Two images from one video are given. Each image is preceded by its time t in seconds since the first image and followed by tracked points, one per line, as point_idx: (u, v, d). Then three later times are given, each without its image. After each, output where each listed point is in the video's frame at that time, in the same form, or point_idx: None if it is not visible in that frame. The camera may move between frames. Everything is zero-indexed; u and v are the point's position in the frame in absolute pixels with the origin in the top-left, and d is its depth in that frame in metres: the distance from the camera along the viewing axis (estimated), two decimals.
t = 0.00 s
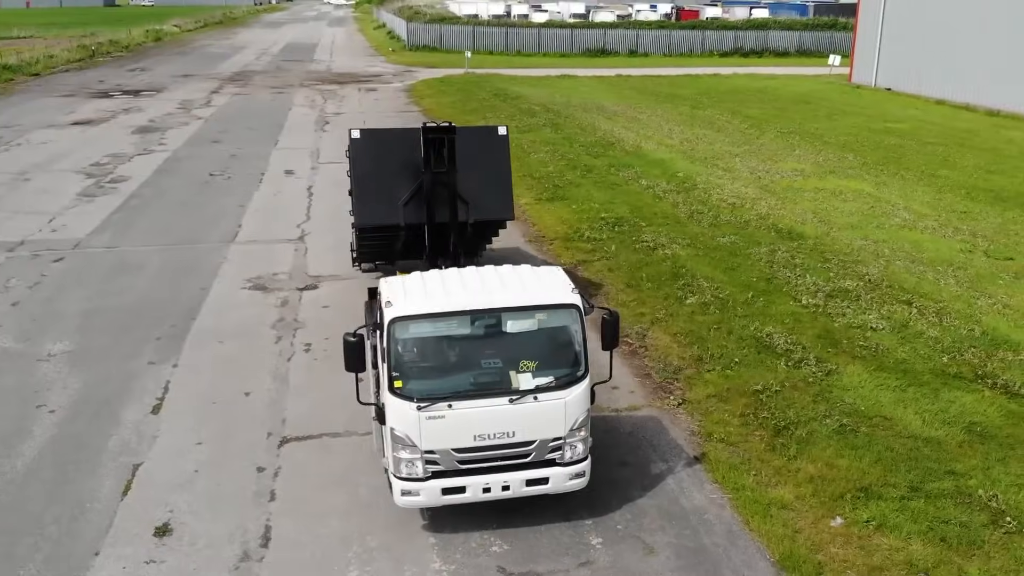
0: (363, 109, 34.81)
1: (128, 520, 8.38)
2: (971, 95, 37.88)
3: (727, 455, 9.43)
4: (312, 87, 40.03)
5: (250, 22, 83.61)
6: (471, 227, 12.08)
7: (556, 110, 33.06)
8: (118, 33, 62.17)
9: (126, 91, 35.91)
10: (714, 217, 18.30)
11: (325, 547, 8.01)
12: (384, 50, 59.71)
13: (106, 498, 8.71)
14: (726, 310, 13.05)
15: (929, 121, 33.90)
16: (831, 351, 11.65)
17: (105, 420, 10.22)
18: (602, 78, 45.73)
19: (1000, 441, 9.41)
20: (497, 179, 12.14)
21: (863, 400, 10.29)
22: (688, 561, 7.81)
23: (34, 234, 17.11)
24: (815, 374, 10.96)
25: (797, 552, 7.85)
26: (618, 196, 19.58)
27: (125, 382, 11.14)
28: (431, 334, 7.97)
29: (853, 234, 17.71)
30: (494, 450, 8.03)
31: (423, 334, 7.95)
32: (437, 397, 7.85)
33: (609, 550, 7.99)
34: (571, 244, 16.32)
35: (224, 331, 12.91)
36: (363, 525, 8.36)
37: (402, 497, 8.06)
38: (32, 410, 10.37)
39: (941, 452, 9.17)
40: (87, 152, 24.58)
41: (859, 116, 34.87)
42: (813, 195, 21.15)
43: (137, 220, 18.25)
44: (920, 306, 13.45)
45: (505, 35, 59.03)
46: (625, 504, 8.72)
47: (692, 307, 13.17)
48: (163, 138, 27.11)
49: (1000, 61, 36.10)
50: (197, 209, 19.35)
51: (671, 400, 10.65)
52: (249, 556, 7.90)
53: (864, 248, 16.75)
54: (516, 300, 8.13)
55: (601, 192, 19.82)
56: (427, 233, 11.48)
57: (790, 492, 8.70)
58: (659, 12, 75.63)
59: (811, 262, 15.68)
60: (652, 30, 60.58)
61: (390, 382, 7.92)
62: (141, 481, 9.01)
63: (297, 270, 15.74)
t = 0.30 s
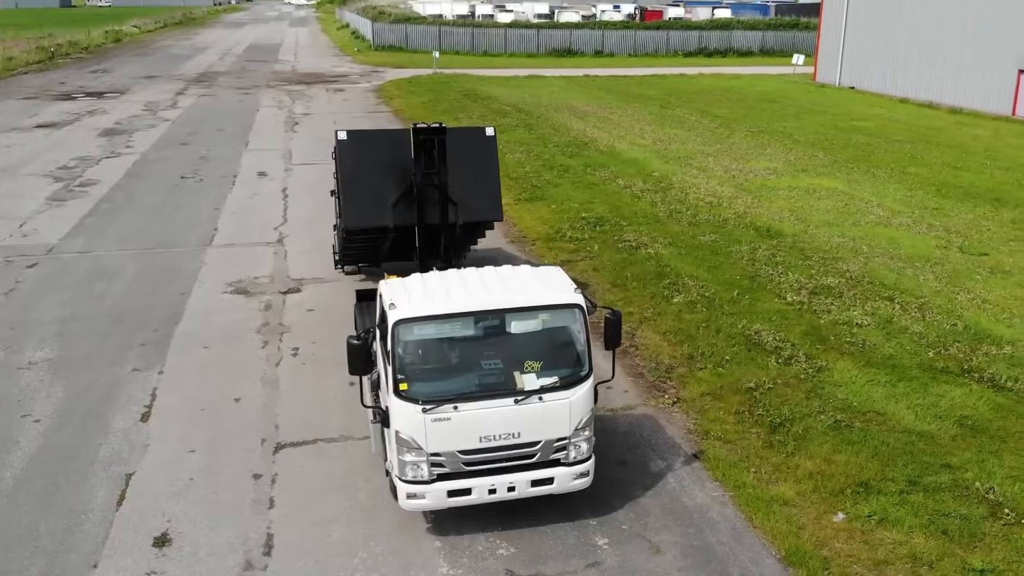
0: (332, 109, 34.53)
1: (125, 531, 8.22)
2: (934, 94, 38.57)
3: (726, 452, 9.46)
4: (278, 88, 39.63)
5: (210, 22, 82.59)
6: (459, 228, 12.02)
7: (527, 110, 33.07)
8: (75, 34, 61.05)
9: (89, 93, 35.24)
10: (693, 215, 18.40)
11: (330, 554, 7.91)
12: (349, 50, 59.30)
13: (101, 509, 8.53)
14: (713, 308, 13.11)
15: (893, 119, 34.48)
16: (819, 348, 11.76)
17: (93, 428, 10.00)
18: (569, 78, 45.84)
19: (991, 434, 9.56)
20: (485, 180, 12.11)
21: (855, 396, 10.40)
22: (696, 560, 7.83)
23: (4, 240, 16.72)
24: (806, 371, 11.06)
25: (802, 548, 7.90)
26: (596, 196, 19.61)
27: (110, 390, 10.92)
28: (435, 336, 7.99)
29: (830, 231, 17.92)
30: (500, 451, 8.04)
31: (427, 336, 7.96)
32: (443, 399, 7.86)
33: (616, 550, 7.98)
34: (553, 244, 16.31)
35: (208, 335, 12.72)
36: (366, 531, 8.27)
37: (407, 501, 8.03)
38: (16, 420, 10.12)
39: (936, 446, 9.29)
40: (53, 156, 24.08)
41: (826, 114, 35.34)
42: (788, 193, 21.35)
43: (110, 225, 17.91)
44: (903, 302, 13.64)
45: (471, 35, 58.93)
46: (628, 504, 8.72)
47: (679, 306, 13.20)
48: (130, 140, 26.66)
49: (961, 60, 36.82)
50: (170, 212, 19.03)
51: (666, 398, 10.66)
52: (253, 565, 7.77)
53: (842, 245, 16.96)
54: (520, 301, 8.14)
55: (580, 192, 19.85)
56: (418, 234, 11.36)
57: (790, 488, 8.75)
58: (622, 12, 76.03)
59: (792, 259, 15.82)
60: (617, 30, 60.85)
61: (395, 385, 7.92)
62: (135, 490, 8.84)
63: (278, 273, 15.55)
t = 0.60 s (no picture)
0: (300, 110, 34.13)
1: (118, 544, 8.01)
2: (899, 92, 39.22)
3: (722, 452, 9.46)
4: (244, 89, 39.12)
5: (170, 23, 81.39)
6: (448, 230, 11.94)
7: (498, 111, 33.03)
8: (31, 35, 59.75)
9: (50, 95, 34.52)
10: (672, 214, 18.43)
11: (332, 564, 7.78)
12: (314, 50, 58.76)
13: (92, 522, 8.31)
14: (699, 308, 13.12)
15: (859, 117, 34.97)
16: (807, 346, 11.83)
17: (77, 439, 9.75)
18: (537, 78, 45.86)
19: (982, 429, 9.66)
20: (473, 181, 12.01)
21: (846, 393, 10.47)
22: (701, 561, 7.81)
23: None
24: (796, 369, 11.11)
25: (806, 547, 7.91)
26: (574, 196, 19.59)
27: (93, 400, 10.67)
28: (437, 339, 7.92)
29: (808, 229, 18.08)
30: (503, 454, 8.01)
31: (429, 340, 7.90)
32: (446, 403, 7.81)
33: (621, 553, 7.93)
34: (535, 245, 16.28)
35: (190, 342, 12.48)
36: (368, 540, 8.15)
37: (410, 506, 7.97)
38: None
39: (930, 442, 9.37)
40: (17, 160, 23.53)
41: (793, 113, 35.72)
42: (763, 191, 21.46)
43: (81, 230, 17.53)
44: (885, 298, 13.78)
45: (436, 35, 58.68)
46: (629, 506, 8.68)
47: (665, 306, 13.20)
48: (96, 143, 26.14)
49: (924, 59, 37.46)
50: (142, 216, 18.68)
51: (658, 399, 10.64)
52: None
53: (821, 243, 17.11)
54: (521, 303, 8.10)
55: (558, 192, 19.84)
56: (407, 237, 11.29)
57: (789, 487, 8.76)
58: (587, 12, 76.31)
59: (773, 258, 15.91)
60: (583, 30, 60.98)
61: (397, 390, 7.85)
62: (126, 502, 8.64)
63: (257, 278, 15.32)
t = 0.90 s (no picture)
0: (267, 111, 33.66)
1: (109, 559, 7.77)
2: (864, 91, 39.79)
3: (719, 451, 9.43)
4: (208, 89, 38.52)
5: (127, 24, 80.00)
6: (434, 231, 11.81)
7: (469, 112, 32.90)
8: None
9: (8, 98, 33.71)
10: (651, 214, 18.40)
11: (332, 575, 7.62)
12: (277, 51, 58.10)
13: (80, 537, 8.06)
14: (685, 307, 13.10)
15: (826, 115, 35.41)
16: (795, 344, 11.85)
17: (59, 451, 9.47)
18: (505, 78, 45.78)
19: (972, 424, 9.74)
20: (458, 181, 11.90)
21: (837, 390, 10.50)
22: (707, 563, 7.75)
23: None
24: (786, 367, 11.12)
25: (810, 546, 7.88)
26: (551, 197, 19.54)
27: (73, 410, 10.37)
28: (437, 342, 7.84)
29: (786, 227, 18.17)
30: (505, 458, 7.94)
31: (429, 343, 7.81)
32: (447, 407, 7.72)
33: (625, 556, 7.85)
34: (516, 245, 16.21)
35: (170, 348, 12.21)
36: (367, 549, 7.99)
37: (411, 512, 7.86)
38: None
39: (923, 438, 9.41)
40: None
41: (761, 112, 36.01)
42: (737, 189, 21.52)
43: (50, 235, 17.10)
44: (867, 295, 13.89)
45: (401, 35, 58.33)
46: (629, 508, 8.61)
47: (651, 306, 13.16)
48: (59, 146, 25.55)
49: (888, 58, 38.03)
50: (112, 221, 18.27)
51: (651, 399, 10.58)
52: None
53: (799, 241, 17.21)
54: (521, 305, 8.04)
55: (535, 192, 19.76)
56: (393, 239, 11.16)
57: (789, 486, 8.75)
58: (551, 13, 76.47)
59: (753, 256, 15.94)
60: (549, 30, 61.01)
61: (398, 395, 7.75)
62: (114, 515, 8.39)
63: (235, 282, 15.03)
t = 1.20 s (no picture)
0: (233, 112, 33.16)
1: None
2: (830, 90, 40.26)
3: (715, 453, 9.38)
4: (171, 91, 37.89)
5: (83, 24, 78.54)
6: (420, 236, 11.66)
7: (440, 113, 32.71)
8: None
9: None
10: (629, 214, 18.36)
11: None
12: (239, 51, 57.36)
13: (67, 555, 7.80)
14: (671, 308, 13.06)
15: (793, 114, 35.76)
16: (783, 343, 11.86)
17: (40, 466, 9.18)
18: (473, 79, 45.63)
19: (964, 421, 9.79)
20: (444, 185, 11.76)
21: (829, 390, 10.51)
22: (712, 567, 7.69)
23: None
24: (776, 367, 11.11)
25: (814, 548, 7.85)
26: (529, 198, 19.45)
27: (52, 423, 10.07)
28: (437, 348, 7.71)
29: (763, 226, 18.23)
30: (506, 464, 7.85)
31: (429, 349, 7.68)
32: (448, 414, 7.62)
33: (629, 563, 7.77)
34: (497, 248, 16.13)
35: (149, 357, 11.91)
36: (366, 561, 7.82)
37: (412, 522, 7.74)
38: None
39: (917, 436, 9.44)
40: None
41: (729, 111, 36.22)
42: (712, 189, 21.53)
43: (17, 242, 16.65)
44: (849, 294, 13.97)
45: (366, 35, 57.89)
46: (630, 513, 8.52)
47: (636, 306, 13.11)
48: (21, 150, 24.93)
49: (854, 57, 38.56)
50: (80, 226, 17.83)
51: (644, 401, 10.51)
52: None
53: (777, 240, 17.26)
54: (521, 309, 7.92)
55: (512, 194, 19.66)
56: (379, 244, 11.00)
57: (788, 487, 8.72)
58: (514, 13, 76.49)
59: (733, 255, 15.93)
60: (514, 30, 60.98)
61: (398, 402, 7.62)
62: (101, 532, 8.14)
63: (212, 287, 14.73)
